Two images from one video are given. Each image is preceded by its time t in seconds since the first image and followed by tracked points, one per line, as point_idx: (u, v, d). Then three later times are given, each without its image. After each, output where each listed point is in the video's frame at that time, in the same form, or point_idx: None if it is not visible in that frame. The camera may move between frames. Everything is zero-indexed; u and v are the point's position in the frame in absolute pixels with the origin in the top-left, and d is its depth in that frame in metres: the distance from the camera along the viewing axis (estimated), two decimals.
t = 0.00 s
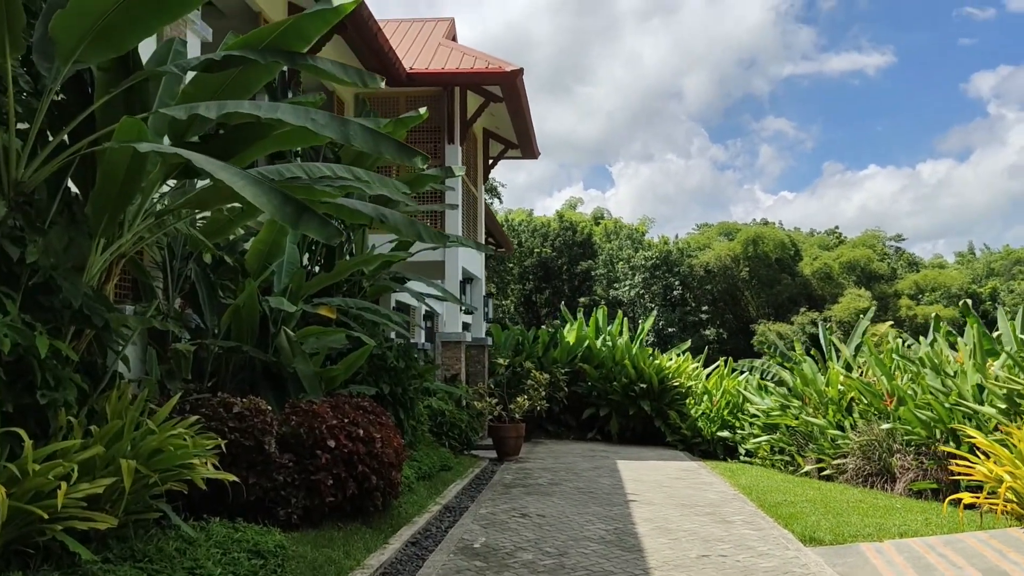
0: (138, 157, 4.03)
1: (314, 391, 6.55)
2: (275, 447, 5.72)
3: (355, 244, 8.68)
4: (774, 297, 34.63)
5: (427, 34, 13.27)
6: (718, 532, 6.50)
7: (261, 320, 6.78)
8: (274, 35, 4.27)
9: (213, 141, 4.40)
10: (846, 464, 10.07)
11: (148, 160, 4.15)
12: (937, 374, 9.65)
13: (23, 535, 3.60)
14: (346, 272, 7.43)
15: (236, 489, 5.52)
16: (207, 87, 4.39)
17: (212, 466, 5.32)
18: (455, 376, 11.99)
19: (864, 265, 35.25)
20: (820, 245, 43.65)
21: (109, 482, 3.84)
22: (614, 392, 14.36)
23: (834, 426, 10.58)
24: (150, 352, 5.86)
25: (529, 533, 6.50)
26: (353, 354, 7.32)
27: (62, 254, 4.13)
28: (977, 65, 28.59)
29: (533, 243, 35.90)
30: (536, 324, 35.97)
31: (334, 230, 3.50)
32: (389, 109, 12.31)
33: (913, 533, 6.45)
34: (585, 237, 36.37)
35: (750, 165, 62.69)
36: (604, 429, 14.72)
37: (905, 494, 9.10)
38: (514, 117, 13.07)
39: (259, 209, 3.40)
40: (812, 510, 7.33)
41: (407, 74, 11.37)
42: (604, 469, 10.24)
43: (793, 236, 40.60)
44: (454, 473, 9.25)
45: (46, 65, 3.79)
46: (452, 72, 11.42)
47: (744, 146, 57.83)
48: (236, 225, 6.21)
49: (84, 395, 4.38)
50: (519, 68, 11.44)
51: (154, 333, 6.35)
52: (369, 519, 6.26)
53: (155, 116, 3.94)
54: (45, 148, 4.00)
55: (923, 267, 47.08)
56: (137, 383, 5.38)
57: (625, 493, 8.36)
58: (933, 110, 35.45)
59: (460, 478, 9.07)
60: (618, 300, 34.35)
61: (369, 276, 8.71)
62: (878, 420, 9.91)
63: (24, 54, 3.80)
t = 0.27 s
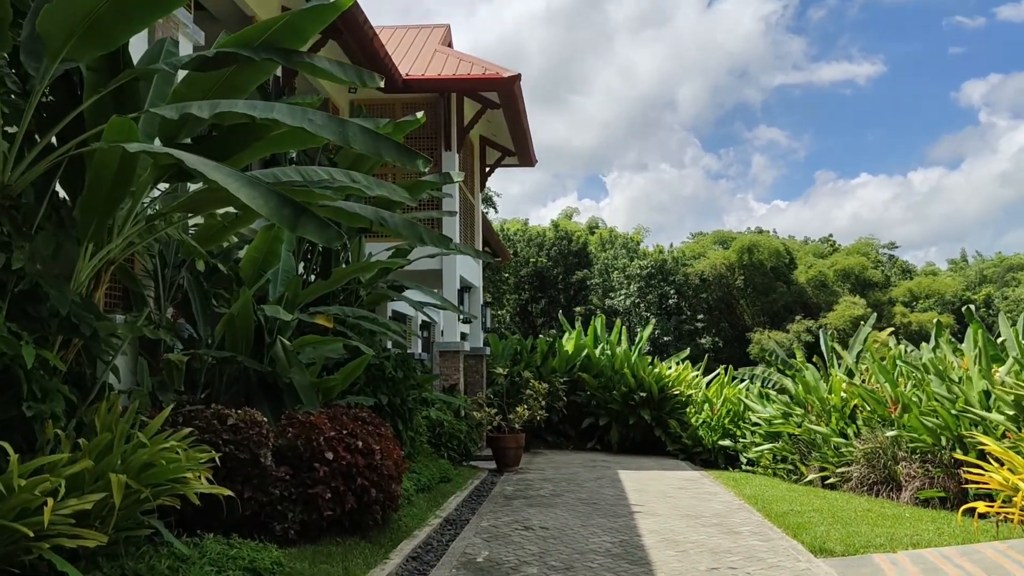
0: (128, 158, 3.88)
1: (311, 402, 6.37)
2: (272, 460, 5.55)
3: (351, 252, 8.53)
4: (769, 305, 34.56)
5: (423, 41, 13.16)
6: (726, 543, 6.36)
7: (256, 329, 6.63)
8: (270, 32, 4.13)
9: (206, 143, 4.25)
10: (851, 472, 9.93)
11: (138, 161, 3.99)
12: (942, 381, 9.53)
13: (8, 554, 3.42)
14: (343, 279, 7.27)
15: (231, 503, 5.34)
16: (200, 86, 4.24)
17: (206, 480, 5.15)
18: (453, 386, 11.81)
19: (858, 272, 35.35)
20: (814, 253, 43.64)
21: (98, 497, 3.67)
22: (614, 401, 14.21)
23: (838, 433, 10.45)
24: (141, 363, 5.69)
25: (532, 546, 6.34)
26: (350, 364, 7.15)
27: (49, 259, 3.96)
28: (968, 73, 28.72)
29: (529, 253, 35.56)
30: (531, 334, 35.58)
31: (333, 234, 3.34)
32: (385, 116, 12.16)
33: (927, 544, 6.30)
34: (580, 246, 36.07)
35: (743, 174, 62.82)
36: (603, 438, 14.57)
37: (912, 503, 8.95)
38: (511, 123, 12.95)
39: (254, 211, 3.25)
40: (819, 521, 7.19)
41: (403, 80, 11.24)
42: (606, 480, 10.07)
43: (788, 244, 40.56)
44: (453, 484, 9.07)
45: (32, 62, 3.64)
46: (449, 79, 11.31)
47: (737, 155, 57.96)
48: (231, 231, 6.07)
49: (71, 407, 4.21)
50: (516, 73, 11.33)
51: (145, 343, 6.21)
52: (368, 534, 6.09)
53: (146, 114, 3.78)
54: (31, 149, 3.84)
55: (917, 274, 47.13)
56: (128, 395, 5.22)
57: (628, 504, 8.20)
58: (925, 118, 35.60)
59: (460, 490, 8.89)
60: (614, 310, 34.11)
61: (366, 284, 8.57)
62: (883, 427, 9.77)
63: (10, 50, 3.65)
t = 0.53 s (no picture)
0: (124, 154, 3.74)
1: (312, 408, 6.21)
2: (272, 468, 5.39)
3: (352, 257, 8.38)
4: (770, 312, 34.41)
5: (424, 45, 13.05)
6: (738, 553, 6.20)
7: (256, 335, 6.48)
8: (271, 26, 3.99)
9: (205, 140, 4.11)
10: (861, 480, 9.76)
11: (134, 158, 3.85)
12: (953, 387, 9.37)
13: None
14: (345, 283, 7.13)
15: (230, 513, 5.18)
16: (199, 81, 4.10)
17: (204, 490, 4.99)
18: (456, 393, 11.63)
19: (860, 279, 35.27)
20: (815, 259, 43.50)
21: (91, 508, 3.51)
22: (618, 408, 14.04)
23: (847, 440, 10.29)
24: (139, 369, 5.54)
25: (540, 556, 6.18)
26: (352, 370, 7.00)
27: (41, 260, 3.81)
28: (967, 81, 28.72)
29: (529, 260, 35.15)
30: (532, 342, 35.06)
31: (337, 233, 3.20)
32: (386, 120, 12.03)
33: (946, 553, 6.14)
34: (580, 253, 35.72)
35: (742, 181, 62.73)
36: (607, 446, 14.40)
37: (924, 510, 8.79)
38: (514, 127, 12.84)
39: (254, 208, 3.11)
40: (833, 530, 7.03)
41: (405, 84, 11.12)
42: (611, 488, 9.89)
43: (788, 251, 40.41)
44: (457, 493, 8.90)
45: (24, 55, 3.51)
46: (451, 82, 11.19)
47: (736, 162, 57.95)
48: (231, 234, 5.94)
49: (65, 414, 4.07)
50: (519, 77, 11.22)
51: (142, 348, 6.08)
52: (371, 545, 5.92)
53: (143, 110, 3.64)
54: (23, 145, 3.71)
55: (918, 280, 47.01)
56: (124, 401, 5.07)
57: (636, 513, 8.03)
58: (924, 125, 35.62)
59: (463, 499, 8.72)
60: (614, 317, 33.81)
61: (368, 289, 8.42)
62: (894, 434, 9.61)
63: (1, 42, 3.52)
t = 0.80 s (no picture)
0: (124, 147, 3.59)
1: (320, 412, 6.02)
2: (279, 475, 5.23)
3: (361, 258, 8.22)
4: (780, 316, 34.18)
5: (433, 45, 12.92)
6: (760, 563, 6.02)
7: (263, 337, 6.34)
8: (279, 14, 3.86)
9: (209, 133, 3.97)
10: (880, 487, 9.53)
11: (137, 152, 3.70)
12: (975, 391, 9.15)
13: None
14: (354, 284, 6.98)
15: (236, 521, 5.01)
16: (203, 71, 3.96)
17: (208, 497, 4.83)
18: (465, 397, 11.46)
19: (870, 283, 35.00)
20: (824, 263, 43.23)
21: (89, 516, 3.35)
22: (629, 413, 13.86)
23: (865, 446, 10.09)
24: (143, 373, 5.40)
25: (554, 566, 6.01)
26: (361, 373, 6.84)
27: (37, 258, 3.67)
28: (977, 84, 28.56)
29: (536, 264, 34.92)
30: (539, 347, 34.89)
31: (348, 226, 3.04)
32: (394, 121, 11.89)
33: (973, 562, 5.94)
34: (588, 257, 35.49)
35: (749, 186, 62.48)
36: (618, 451, 14.21)
37: (946, 518, 8.56)
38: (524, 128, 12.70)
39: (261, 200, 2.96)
40: (855, 539, 6.84)
41: (413, 83, 10.97)
42: (624, 494, 9.71)
43: (798, 255, 40.16)
44: (467, 499, 8.73)
45: (20, 44, 3.38)
46: (461, 82, 11.05)
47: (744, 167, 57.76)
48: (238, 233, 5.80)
49: (63, 418, 3.93)
50: (529, 76, 11.06)
51: (147, 350, 5.96)
52: (380, 553, 5.76)
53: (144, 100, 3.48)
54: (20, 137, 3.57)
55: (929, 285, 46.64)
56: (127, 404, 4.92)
57: (651, 521, 7.84)
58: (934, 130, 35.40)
59: (473, 505, 8.54)
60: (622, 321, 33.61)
61: (376, 291, 8.27)
62: (915, 439, 9.38)
63: None
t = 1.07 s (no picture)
0: (132, 132, 3.47)
1: (333, 410, 5.82)
2: (292, 473, 5.10)
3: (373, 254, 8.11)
4: (793, 314, 33.90)
5: (446, 39, 12.78)
6: (786, 565, 5.85)
7: (275, 333, 6.22)
8: None
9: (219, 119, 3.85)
10: (904, 487, 9.32)
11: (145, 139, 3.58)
12: (1003, 389, 8.90)
13: None
14: (367, 279, 6.85)
15: (248, 520, 4.88)
16: (214, 56, 3.83)
17: (220, 495, 4.70)
18: (479, 395, 11.33)
19: (885, 281, 34.62)
20: (838, 261, 42.84)
21: (95, 516, 3.22)
22: (644, 411, 13.68)
23: (889, 445, 9.88)
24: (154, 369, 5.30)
25: (574, 567, 5.85)
26: (375, 370, 6.71)
27: (42, 247, 3.55)
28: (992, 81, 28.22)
29: (548, 262, 34.69)
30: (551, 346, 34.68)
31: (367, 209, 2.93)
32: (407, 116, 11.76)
33: (1007, 565, 5.75)
34: (600, 256, 35.21)
35: (762, 184, 62.03)
36: (634, 450, 14.04)
37: (972, 519, 8.35)
38: (538, 123, 12.55)
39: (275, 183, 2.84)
40: (883, 540, 6.64)
41: (426, 78, 10.83)
42: (641, 494, 9.54)
43: (811, 253, 39.81)
44: (482, 498, 8.57)
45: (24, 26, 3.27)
46: (475, 76, 10.91)
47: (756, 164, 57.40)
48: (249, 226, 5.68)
49: (71, 414, 3.81)
50: (544, 70, 10.91)
51: (158, 345, 5.88)
52: (396, 553, 5.62)
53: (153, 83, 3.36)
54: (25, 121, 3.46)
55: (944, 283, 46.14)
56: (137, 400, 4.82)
57: (670, 521, 7.67)
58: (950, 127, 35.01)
59: (489, 504, 8.40)
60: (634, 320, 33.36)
61: (390, 287, 8.15)
62: (941, 438, 9.15)
63: None
